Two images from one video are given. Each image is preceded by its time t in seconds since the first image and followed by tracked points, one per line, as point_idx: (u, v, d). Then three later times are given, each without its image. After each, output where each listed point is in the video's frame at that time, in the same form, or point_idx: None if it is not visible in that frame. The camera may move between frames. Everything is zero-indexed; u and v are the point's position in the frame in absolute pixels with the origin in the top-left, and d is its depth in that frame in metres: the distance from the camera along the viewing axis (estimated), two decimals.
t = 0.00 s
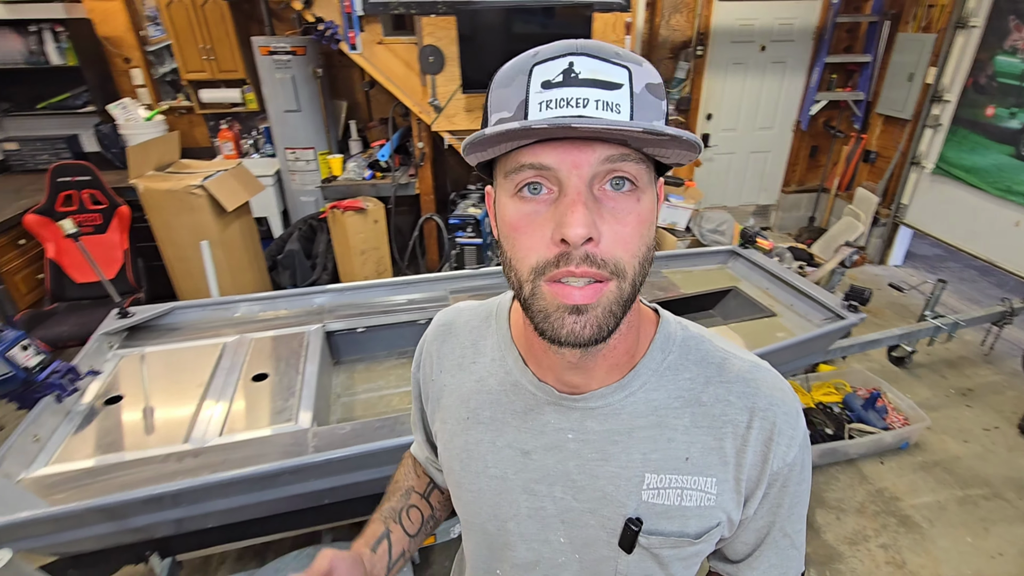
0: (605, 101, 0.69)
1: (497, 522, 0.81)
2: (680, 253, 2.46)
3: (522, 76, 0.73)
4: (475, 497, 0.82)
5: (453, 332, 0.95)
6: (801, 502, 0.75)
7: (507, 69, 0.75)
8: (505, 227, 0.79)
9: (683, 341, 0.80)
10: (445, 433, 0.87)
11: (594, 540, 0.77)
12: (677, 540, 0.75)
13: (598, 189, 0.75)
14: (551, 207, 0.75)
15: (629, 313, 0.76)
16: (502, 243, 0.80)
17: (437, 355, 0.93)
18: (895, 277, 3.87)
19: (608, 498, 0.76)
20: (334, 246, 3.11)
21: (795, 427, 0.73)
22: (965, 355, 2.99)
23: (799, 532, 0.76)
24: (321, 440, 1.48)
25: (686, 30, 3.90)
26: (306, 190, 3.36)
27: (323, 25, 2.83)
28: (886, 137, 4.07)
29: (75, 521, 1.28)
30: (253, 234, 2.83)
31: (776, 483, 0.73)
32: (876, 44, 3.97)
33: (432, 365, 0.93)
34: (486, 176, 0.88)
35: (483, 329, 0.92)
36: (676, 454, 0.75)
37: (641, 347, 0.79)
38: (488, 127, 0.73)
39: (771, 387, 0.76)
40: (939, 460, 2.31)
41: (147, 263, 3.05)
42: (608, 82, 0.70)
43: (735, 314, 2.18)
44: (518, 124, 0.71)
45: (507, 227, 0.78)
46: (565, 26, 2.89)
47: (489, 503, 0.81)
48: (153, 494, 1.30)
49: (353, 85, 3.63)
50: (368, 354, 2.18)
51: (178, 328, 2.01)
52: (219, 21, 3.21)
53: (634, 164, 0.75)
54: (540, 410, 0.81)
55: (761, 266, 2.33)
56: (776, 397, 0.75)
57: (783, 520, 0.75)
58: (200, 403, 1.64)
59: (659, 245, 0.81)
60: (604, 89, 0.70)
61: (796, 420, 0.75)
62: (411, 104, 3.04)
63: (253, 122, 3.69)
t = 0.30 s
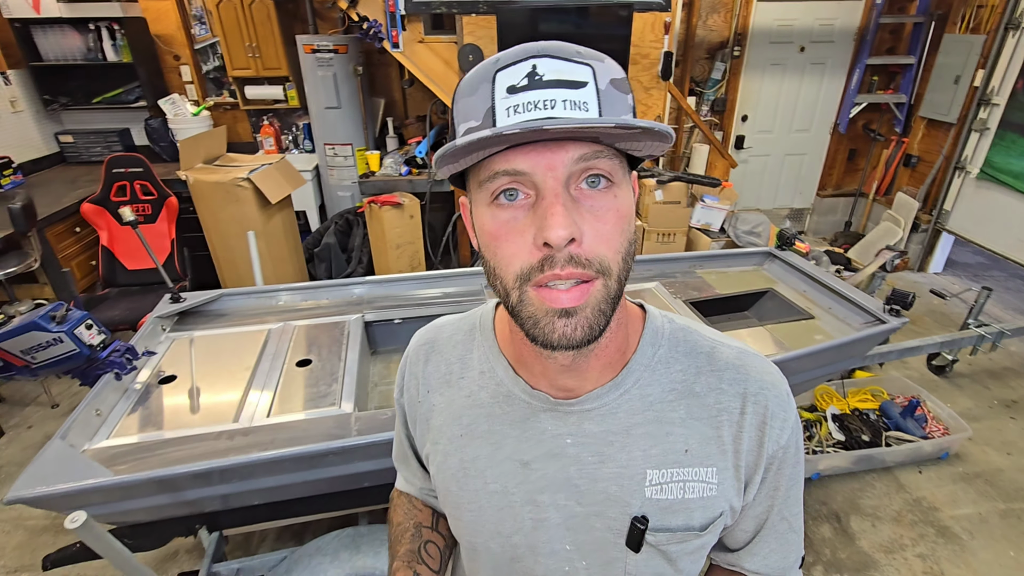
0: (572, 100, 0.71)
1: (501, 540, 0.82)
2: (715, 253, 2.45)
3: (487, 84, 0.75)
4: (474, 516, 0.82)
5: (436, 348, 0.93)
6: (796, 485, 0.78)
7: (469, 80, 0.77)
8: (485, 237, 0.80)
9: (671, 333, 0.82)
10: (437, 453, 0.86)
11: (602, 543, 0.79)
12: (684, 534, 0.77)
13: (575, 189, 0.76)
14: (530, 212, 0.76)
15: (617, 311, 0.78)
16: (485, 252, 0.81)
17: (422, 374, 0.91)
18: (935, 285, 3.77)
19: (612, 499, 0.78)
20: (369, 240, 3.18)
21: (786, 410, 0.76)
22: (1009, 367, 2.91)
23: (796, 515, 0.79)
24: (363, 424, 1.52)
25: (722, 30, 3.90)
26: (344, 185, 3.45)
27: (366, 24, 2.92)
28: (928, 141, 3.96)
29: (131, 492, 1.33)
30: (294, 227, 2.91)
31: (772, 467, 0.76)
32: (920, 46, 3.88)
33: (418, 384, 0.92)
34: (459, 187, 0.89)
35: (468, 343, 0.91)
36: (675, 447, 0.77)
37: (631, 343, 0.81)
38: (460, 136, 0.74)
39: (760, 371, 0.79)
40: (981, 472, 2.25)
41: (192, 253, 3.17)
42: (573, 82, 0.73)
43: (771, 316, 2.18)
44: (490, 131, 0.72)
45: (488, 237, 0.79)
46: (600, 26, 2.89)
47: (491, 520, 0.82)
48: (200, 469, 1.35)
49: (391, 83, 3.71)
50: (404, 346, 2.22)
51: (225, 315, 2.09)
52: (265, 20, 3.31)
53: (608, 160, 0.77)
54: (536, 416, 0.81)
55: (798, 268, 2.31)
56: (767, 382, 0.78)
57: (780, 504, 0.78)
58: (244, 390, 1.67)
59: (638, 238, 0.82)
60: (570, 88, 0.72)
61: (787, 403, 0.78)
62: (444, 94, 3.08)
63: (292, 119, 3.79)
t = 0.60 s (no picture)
0: (542, 91, 0.72)
1: (488, 535, 0.82)
2: (742, 254, 2.45)
3: (459, 80, 0.75)
4: (462, 514, 0.83)
5: (422, 347, 0.93)
6: (777, 471, 0.80)
7: (442, 80, 0.78)
8: (464, 228, 0.81)
9: (651, 325, 0.84)
10: (424, 451, 0.86)
11: (588, 535, 0.80)
12: (667, 521, 0.78)
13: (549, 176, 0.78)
14: (505, 201, 0.78)
15: (596, 298, 0.79)
16: (464, 244, 0.83)
17: (408, 372, 0.91)
18: (965, 291, 3.70)
19: (597, 491, 0.79)
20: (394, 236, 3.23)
21: (765, 397, 0.78)
22: None
23: (778, 501, 0.81)
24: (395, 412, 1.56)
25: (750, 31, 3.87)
26: (370, 182, 3.52)
27: (397, 23, 2.95)
28: (960, 144, 3.89)
29: (173, 470, 1.38)
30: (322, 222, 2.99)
31: (753, 453, 0.78)
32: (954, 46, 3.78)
33: (403, 383, 0.91)
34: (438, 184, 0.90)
35: (453, 342, 0.91)
36: (657, 436, 0.78)
37: (612, 334, 0.82)
38: (432, 124, 0.75)
39: (737, 360, 0.81)
40: (1011, 481, 2.21)
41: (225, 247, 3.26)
42: (542, 75, 0.73)
43: (797, 318, 2.17)
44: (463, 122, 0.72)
45: (466, 228, 0.81)
46: (625, 26, 2.92)
47: (478, 516, 0.82)
48: (234, 452, 1.39)
49: (418, 82, 3.76)
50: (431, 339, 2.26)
51: (258, 306, 2.15)
52: (297, 20, 3.39)
53: (579, 149, 0.78)
54: (521, 410, 0.82)
55: (825, 270, 2.29)
56: (745, 371, 0.80)
57: (763, 490, 0.79)
58: (277, 379, 1.71)
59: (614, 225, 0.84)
60: (538, 80, 0.73)
61: (765, 389, 0.80)
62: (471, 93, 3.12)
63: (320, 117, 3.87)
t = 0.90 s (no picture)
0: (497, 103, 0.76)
1: (477, 536, 0.84)
2: (757, 256, 2.45)
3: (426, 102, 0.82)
4: (453, 513, 0.85)
5: (419, 351, 0.97)
6: (767, 483, 0.81)
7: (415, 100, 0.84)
8: (436, 238, 0.86)
9: (637, 333, 0.86)
10: (416, 453, 0.88)
11: (571, 539, 0.81)
12: (649, 530, 0.79)
13: (509, 186, 0.81)
14: (468, 210, 0.82)
15: (566, 304, 0.80)
16: (438, 253, 0.87)
17: (405, 373, 0.94)
18: (984, 295, 3.65)
19: (580, 495, 0.80)
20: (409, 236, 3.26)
21: (751, 408, 0.79)
22: None
23: (770, 512, 0.82)
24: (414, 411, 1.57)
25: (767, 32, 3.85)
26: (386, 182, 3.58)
27: (415, 25, 2.97)
28: (980, 147, 3.84)
29: (195, 464, 1.41)
30: (338, 221, 3.03)
31: (741, 465, 0.79)
32: (974, 48, 3.75)
33: (399, 384, 0.94)
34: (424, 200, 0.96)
35: (447, 348, 0.94)
36: (641, 444, 0.80)
37: (595, 342, 0.84)
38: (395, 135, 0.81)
39: (723, 370, 0.82)
40: None
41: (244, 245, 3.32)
42: (500, 90, 0.78)
43: (813, 321, 2.16)
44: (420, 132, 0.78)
45: (437, 237, 0.85)
46: (640, 27, 2.93)
47: (466, 516, 0.84)
48: (254, 447, 1.41)
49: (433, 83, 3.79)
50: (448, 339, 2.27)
51: (277, 303, 2.19)
52: (315, 22, 3.43)
53: (539, 158, 0.81)
54: (508, 415, 0.84)
55: (842, 273, 2.28)
56: (731, 382, 0.81)
57: (753, 501, 0.80)
58: (298, 376, 1.74)
59: (585, 233, 0.85)
60: (497, 95, 0.77)
61: (752, 401, 0.81)
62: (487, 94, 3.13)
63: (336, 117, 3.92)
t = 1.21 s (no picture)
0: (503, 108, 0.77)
1: (484, 536, 0.85)
2: (766, 258, 2.45)
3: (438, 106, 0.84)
4: (462, 512, 0.86)
5: (431, 350, 0.98)
6: (778, 490, 0.81)
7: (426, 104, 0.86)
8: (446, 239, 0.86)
9: (647, 336, 0.87)
10: (427, 450, 0.90)
11: (577, 541, 0.81)
12: (656, 534, 0.80)
13: (517, 188, 0.82)
14: (477, 212, 0.82)
15: (572, 305, 0.81)
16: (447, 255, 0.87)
17: (416, 373, 0.95)
18: (994, 297, 3.64)
19: (587, 497, 0.81)
20: (418, 235, 3.28)
21: (761, 414, 0.79)
22: None
23: (782, 520, 0.82)
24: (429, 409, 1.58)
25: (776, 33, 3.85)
26: (394, 182, 3.59)
27: (426, 27, 2.98)
28: (990, 149, 3.82)
29: (209, 461, 1.43)
30: (348, 221, 3.04)
31: (751, 471, 0.79)
32: (984, 50, 3.72)
33: (411, 384, 0.95)
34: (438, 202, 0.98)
35: (460, 349, 0.95)
36: (648, 447, 0.80)
37: (603, 345, 0.85)
38: (406, 137, 0.83)
39: (734, 376, 0.83)
40: None
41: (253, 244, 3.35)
42: (509, 94, 0.79)
43: (823, 323, 2.16)
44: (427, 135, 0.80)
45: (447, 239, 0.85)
46: (649, 28, 2.93)
47: (474, 516, 0.85)
48: (267, 444, 1.43)
49: (442, 84, 3.80)
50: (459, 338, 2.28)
51: (289, 302, 2.21)
52: (326, 22, 3.45)
53: (547, 162, 0.82)
54: (516, 415, 0.85)
55: (851, 274, 2.28)
56: (741, 388, 0.81)
57: (763, 509, 0.80)
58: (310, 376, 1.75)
59: (592, 237, 0.85)
60: (506, 100, 0.78)
61: (763, 407, 0.81)
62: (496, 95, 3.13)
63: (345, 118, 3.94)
